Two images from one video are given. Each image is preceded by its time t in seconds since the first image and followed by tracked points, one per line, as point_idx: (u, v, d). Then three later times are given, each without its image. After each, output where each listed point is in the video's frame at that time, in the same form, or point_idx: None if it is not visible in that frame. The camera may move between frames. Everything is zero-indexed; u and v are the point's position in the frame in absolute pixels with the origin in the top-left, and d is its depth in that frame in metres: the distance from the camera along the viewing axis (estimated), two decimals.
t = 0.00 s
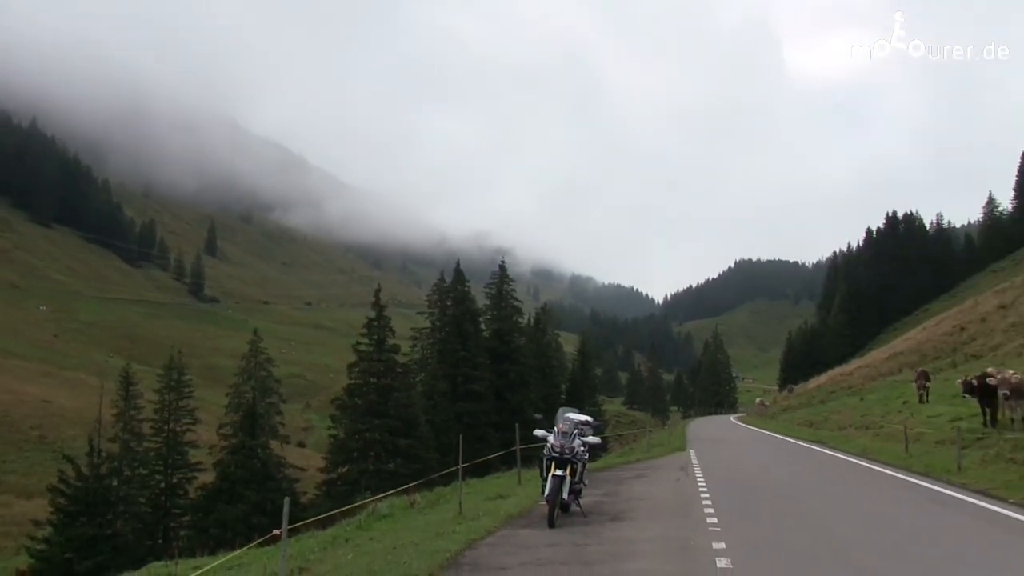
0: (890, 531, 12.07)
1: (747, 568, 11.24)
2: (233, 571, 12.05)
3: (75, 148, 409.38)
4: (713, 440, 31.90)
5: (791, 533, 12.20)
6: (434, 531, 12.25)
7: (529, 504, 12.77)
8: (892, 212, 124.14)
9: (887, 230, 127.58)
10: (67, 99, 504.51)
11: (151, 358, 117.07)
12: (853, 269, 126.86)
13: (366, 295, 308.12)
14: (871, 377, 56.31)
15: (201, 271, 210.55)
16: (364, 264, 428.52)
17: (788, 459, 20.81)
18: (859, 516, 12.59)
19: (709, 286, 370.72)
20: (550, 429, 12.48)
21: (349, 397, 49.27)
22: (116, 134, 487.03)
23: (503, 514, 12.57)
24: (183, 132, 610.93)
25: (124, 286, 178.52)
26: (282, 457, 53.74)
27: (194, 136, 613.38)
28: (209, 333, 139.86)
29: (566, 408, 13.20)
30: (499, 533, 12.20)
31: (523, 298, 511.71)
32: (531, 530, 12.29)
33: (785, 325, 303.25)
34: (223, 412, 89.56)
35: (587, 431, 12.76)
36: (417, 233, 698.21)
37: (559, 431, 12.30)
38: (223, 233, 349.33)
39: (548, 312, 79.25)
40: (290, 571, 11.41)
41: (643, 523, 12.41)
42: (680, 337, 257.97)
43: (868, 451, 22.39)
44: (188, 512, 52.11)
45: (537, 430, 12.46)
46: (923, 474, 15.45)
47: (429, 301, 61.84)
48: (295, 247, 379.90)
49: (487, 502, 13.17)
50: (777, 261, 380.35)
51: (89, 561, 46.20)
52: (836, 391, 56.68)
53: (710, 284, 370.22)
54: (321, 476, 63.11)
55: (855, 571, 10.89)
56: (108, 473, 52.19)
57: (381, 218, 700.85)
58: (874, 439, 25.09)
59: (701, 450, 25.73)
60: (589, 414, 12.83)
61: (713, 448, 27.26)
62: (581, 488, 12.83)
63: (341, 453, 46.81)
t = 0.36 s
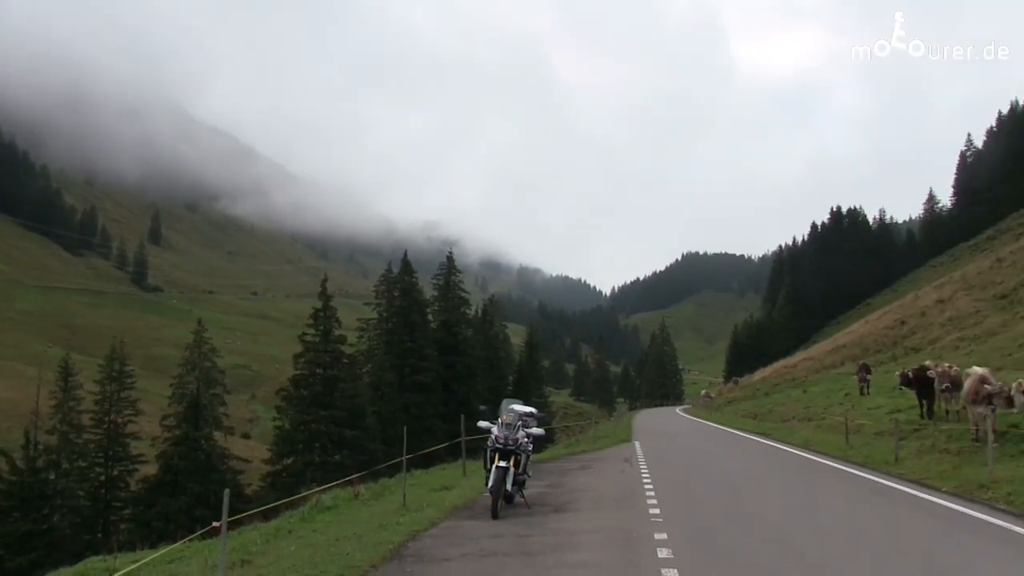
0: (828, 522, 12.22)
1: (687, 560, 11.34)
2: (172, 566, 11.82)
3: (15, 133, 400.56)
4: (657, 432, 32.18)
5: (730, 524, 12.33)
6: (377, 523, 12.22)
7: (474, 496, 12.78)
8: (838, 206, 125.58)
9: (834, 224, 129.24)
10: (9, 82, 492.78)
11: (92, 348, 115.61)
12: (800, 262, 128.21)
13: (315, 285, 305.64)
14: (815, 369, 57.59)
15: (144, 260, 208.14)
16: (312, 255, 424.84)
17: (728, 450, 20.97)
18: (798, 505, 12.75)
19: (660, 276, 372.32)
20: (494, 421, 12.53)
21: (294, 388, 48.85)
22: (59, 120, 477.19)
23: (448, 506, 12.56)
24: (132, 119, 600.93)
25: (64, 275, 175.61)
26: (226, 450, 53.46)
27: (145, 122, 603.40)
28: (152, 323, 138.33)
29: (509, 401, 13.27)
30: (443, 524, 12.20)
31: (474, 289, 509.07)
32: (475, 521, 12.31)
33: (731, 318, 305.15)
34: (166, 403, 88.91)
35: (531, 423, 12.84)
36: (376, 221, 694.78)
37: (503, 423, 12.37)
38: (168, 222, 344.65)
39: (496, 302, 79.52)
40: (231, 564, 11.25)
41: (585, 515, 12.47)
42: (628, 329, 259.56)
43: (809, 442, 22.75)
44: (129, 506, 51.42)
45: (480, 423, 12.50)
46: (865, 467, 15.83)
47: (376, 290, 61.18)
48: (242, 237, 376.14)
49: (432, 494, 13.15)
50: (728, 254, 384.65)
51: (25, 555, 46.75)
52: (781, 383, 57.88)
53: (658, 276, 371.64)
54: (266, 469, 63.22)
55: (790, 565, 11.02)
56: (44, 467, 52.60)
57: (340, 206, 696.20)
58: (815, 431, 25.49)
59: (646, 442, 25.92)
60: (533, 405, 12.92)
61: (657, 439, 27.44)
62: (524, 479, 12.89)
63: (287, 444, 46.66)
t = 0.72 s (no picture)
0: (767, 520, 12.36)
1: (623, 558, 11.38)
2: (101, 565, 11.62)
3: None
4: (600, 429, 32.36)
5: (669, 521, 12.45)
6: (315, 519, 12.16)
7: (413, 492, 12.77)
8: (780, 207, 126.34)
9: (777, 225, 129.88)
10: None
11: (26, 338, 113.21)
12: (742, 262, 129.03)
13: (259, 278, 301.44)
14: (756, 368, 58.52)
15: (82, 249, 204.02)
16: (256, 248, 418.98)
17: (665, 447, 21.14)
18: (738, 501, 12.88)
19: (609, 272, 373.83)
20: (433, 416, 12.58)
21: (235, 381, 48.03)
22: None
23: (387, 501, 12.53)
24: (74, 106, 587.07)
25: None
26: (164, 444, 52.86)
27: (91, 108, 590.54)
28: (88, 314, 135.72)
29: (449, 397, 13.33)
30: (381, 520, 12.14)
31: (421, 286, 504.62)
32: (415, 517, 12.27)
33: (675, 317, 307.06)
34: (102, 396, 87.42)
35: (470, 419, 12.93)
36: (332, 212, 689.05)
37: (442, 419, 12.44)
38: (108, 211, 337.48)
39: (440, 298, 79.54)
40: (165, 560, 11.09)
41: (523, 511, 12.54)
42: (572, 326, 259.95)
43: (748, 441, 23.03)
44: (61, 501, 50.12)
45: (420, 418, 12.54)
46: (801, 465, 16.10)
47: (320, 284, 61.09)
48: (185, 228, 370.05)
49: (370, 490, 13.17)
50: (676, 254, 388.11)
51: None
52: (722, 382, 58.75)
53: (604, 273, 372.66)
54: (204, 463, 62.40)
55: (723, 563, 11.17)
56: None
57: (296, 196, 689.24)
58: (754, 429, 25.83)
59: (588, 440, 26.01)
60: (473, 402, 13.00)
61: (598, 437, 27.57)
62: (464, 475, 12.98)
63: (227, 439, 45.99)
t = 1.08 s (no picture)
0: (705, 524, 12.45)
1: (556, 559, 11.43)
2: (27, 569, 11.37)
3: None
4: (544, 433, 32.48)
5: (604, 523, 12.59)
6: (250, 521, 12.06)
7: (351, 495, 12.75)
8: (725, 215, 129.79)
9: (720, 232, 133.66)
10: None
11: None
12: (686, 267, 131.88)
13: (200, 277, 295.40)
14: (698, 373, 59.57)
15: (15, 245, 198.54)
16: (199, 246, 411.34)
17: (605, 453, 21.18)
18: (674, 507, 12.97)
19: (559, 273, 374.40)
20: (372, 418, 12.66)
21: (174, 380, 47.06)
22: None
23: (324, 503, 12.48)
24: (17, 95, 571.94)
25: None
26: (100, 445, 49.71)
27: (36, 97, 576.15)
28: (20, 310, 132.33)
29: (389, 399, 13.43)
30: (318, 522, 12.05)
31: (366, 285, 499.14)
32: (352, 519, 12.22)
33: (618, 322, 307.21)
34: (34, 395, 85.30)
35: (409, 421, 13.03)
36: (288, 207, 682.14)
37: (382, 420, 12.56)
38: (46, 204, 328.82)
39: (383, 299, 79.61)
40: (95, 563, 10.89)
41: (461, 513, 12.59)
42: (515, 329, 258.98)
43: (689, 444, 23.31)
44: None
45: (359, 420, 12.61)
46: (739, 469, 16.25)
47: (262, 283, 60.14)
48: (125, 224, 362.10)
49: (306, 493, 13.13)
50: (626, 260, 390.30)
51: None
52: (664, 386, 59.66)
53: (547, 277, 372.49)
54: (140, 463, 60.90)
55: (658, 566, 11.23)
56: None
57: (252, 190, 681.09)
58: (695, 433, 26.13)
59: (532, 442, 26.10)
60: (412, 404, 13.14)
61: (540, 441, 27.59)
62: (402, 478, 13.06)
63: (164, 439, 44.95)
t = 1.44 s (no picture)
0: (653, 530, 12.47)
1: (501, 563, 11.44)
2: None
3: None
4: (491, 437, 32.65)
5: (551, 526, 12.67)
6: (196, 524, 11.94)
7: (298, 498, 12.76)
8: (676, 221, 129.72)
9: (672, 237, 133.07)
10: None
11: None
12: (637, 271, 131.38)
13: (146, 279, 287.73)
14: (649, 378, 60.10)
15: None
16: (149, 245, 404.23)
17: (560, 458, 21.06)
18: (622, 513, 12.99)
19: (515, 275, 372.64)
20: (321, 421, 12.70)
21: (120, 381, 45.21)
22: None
23: (271, 507, 12.45)
24: None
25: None
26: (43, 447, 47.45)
27: None
28: None
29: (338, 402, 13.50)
30: (264, 525, 11.99)
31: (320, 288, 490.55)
32: (299, 522, 12.19)
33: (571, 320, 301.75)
34: None
35: (357, 424, 13.10)
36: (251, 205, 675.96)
37: (330, 423, 12.59)
38: None
39: (335, 302, 79.25)
40: (34, 568, 10.72)
41: (407, 517, 12.62)
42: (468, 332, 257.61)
43: (636, 449, 23.59)
44: None
45: (307, 423, 12.62)
46: (687, 475, 16.39)
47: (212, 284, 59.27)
48: (71, 220, 354.14)
49: (256, 496, 13.10)
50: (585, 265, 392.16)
51: None
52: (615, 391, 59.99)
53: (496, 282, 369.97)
54: (85, 466, 59.54)
55: (602, 569, 11.27)
56: None
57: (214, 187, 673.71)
58: (644, 438, 26.43)
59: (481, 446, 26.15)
60: (361, 408, 13.22)
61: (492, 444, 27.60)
62: (350, 482, 13.09)
63: (109, 441, 42.91)
